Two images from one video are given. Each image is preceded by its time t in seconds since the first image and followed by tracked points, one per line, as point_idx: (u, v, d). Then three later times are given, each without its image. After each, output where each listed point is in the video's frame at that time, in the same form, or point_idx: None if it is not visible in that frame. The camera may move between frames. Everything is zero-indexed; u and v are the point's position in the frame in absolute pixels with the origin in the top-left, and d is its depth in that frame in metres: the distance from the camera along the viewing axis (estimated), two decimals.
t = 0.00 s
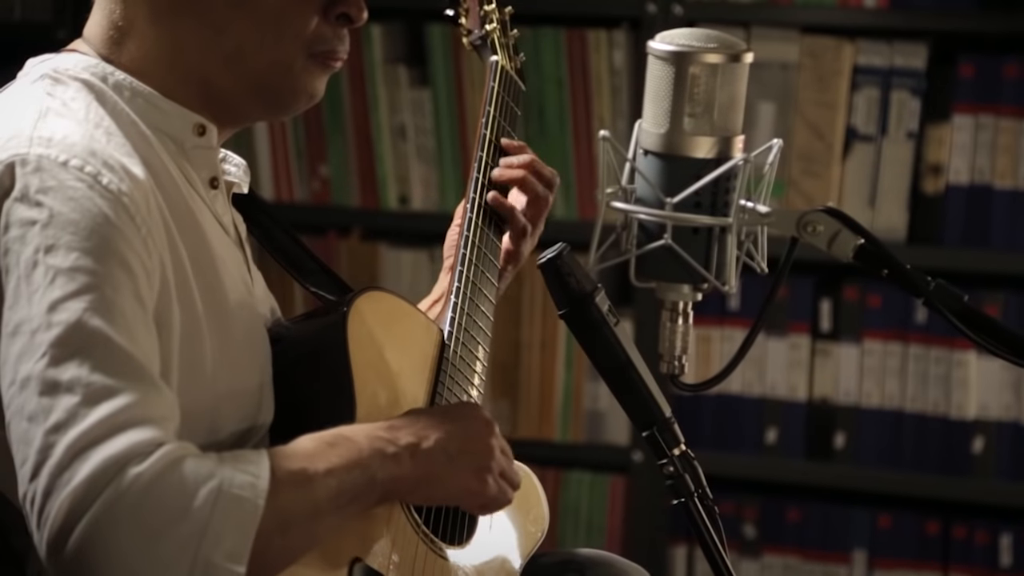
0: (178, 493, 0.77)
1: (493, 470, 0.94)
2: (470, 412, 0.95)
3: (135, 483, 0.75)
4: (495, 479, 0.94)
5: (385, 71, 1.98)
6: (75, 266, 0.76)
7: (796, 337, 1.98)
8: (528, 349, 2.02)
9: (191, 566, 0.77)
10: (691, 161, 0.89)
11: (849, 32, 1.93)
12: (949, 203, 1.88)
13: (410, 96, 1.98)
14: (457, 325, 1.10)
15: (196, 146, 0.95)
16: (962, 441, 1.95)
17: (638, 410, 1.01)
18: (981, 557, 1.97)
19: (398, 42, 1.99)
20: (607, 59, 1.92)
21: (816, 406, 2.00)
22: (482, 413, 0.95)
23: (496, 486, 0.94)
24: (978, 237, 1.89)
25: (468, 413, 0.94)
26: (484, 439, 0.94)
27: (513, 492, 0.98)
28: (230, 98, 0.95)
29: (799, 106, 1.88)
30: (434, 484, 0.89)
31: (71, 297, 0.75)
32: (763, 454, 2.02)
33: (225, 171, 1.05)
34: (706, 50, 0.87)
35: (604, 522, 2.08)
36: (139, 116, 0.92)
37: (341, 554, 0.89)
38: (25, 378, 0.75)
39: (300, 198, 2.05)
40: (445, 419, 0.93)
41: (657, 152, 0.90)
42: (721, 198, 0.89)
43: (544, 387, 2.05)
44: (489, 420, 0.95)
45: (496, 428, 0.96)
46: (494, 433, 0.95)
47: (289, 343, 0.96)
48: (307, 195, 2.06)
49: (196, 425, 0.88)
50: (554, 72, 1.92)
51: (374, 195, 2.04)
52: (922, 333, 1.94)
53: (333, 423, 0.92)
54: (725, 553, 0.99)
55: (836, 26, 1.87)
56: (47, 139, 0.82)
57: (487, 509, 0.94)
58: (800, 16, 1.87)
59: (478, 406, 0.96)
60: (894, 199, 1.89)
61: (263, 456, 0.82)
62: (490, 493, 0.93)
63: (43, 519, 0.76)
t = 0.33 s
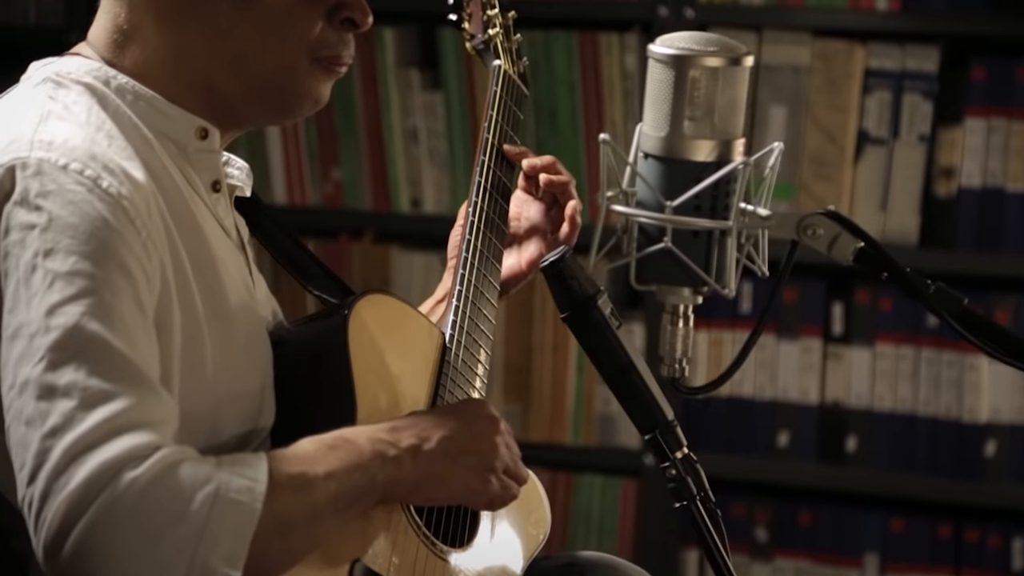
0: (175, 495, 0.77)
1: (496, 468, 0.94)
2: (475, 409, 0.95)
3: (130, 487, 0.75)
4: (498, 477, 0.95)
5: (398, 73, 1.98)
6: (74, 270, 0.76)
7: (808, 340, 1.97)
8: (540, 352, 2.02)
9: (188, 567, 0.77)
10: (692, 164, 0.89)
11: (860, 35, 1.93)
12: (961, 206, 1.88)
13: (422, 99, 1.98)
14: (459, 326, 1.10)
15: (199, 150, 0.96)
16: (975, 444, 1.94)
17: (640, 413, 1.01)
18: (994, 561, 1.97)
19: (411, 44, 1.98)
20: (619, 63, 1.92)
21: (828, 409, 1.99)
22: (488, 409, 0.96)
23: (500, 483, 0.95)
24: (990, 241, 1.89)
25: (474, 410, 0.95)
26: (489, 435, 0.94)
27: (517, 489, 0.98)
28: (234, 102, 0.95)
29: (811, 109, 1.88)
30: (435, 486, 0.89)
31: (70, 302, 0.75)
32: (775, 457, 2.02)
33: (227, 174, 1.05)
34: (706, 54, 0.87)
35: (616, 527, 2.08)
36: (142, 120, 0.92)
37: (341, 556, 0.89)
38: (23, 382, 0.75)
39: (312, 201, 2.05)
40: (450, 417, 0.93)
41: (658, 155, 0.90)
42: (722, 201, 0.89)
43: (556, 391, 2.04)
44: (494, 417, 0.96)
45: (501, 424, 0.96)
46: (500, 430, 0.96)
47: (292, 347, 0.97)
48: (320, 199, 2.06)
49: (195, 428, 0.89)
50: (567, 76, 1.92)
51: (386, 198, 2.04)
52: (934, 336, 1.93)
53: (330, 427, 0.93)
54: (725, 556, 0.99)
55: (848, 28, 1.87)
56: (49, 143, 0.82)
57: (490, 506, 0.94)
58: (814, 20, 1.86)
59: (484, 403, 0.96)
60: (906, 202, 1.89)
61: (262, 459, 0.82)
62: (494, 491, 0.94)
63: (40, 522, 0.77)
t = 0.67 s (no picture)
0: (169, 505, 0.77)
1: (497, 468, 0.94)
2: (476, 407, 0.95)
3: (123, 497, 0.76)
4: (498, 477, 0.95)
5: (409, 78, 1.98)
6: (71, 279, 0.77)
7: (820, 345, 1.97)
8: (552, 357, 2.02)
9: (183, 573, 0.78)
10: (691, 169, 0.89)
11: (872, 40, 1.92)
12: (973, 211, 1.88)
13: (434, 105, 1.98)
14: (462, 332, 1.11)
15: (201, 156, 0.96)
16: (987, 450, 1.94)
17: (642, 416, 1.01)
18: (1007, 567, 1.96)
19: (423, 50, 1.98)
20: (631, 68, 1.91)
21: (840, 414, 1.99)
22: (489, 407, 0.96)
23: (501, 481, 0.95)
24: (1003, 247, 1.88)
25: (474, 407, 0.95)
26: (489, 435, 0.94)
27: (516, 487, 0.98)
28: (236, 107, 0.95)
29: (822, 114, 1.87)
30: (435, 486, 0.90)
31: (67, 311, 0.76)
32: (787, 462, 2.02)
33: (230, 179, 1.05)
34: (706, 59, 0.87)
35: (628, 534, 2.07)
36: (145, 127, 0.92)
37: (340, 558, 0.89)
38: (21, 390, 0.76)
39: (325, 207, 2.05)
40: (452, 415, 0.93)
41: (657, 160, 0.90)
42: (721, 207, 0.89)
43: (568, 396, 2.04)
44: (496, 415, 0.96)
45: (503, 422, 0.97)
46: (502, 427, 0.96)
47: (295, 352, 0.97)
48: (332, 204, 2.05)
49: (198, 435, 0.89)
50: (578, 82, 1.92)
51: (399, 204, 2.03)
52: (946, 342, 1.93)
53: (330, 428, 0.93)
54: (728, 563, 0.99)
55: (859, 34, 1.86)
56: (49, 150, 0.83)
57: (489, 505, 0.95)
58: (825, 25, 1.85)
59: (485, 400, 0.96)
60: (918, 208, 1.89)
61: (258, 465, 0.82)
62: (494, 490, 0.94)
63: (36, 530, 0.77)
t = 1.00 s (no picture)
0: (170, 510, 0.78)
1: (494, 475, 0.94)
2: (473, 416, 0.95)
3: (124, 501, 0.76)
4: (495, 484, 0.95)
5: (422, 87, 1.96)
6: (72, 284, 0.77)
7: (832, 353, 1.94)
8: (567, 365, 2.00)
9: None
10: (693, 176, 0.89)
11: (885, 47, 1.91)
12: (986, 219, 1.86)
13: (447, 113, 1.96)
14: (464, 340, 1.11)
15: (203, 162, 0.96)
16: (1000, 457, 1.92)
17: (645, 422, 1.00)
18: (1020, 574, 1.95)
19: (438, 59, 1.97)
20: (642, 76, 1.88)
21: (853, 422, 1.96)
22: (485, 416, 0.96)
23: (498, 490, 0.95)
24: (1017, 254, 1.86)
25: (470, 418, 0.95)
26: (486, 443, 0.94)
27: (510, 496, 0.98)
28: (238, 114, 0.96)
29: (835, 122, 1.85)
30: (432, 493, 0.90)
31: (68, 316, 0.76)
32: (800, 470, 2.00)
33: (234, 187, 1.06)
34: (706, 66, 0.87)
35: (641, 541, 2.06)
36: (147, 134, 0.92)
37: (341, 563, 0.89)
38: (22, 395, 0.77)
39: (339, 216, 2.03)
40: (450, 425, 0.93)
41: (658, 168, 0.90)
42: (722, 213, 0.88)
43: (580, 403, 2.02)
44: (492, 424, 0.96)
45: (499, 432, 0.96)
46: (498, 439, 0.96)
47: (295, 358, 0.98)
48: (346, 212, 2.03)
49: (200, 441, 0.89)
50: (589, 88, 1.89)
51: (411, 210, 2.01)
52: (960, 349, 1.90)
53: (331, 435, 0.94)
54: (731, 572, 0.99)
55: (872, 40, 1.84)
56: (50, 157, 0.83)
57: (486, 512, 0.95)
58: (836, 32, 1.83)
59: (482, 410, 0.96)
60: (932, 214, 1.87)
61: (257, 471, 0.82)
62: (490, 498, 0.94)
63: (37, 534, 0.78)
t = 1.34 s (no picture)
0: (173, 520, 0.78)
1: (501, 487, 0.95)
2: (481, 428, 0.95)
3: (125, 511, 0.76)
4: (502, 497, 0.95)
5: (438, 98, 1.93)
6: (77, 295, 0.77)
7: (847, 364, 1.92)
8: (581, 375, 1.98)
9: None
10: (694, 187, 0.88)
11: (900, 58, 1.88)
12: (1002, 230, 1.82)
13: (463, 124, 1.94)
14: (472, 350, 1.12)
15: (211, 173, 0.97)
16: (1019, 470, 1.88)
17: (653, 434, 1.00)
18: None
19: (454, 70, 1.93)
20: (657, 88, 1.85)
21: (870, 433, 1.94)
22: (492, 430, 0.96)
23: (505, 502, 0.95)
24: None
25: (478, 430, 0.95)
26: (492, 455, 0.94)
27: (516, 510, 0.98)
28: (243, 125, 0.98)
29: (851, 134, 1.82)
30: (438, 503, 0.90)
31: (73, 326, 0.77)
32: (816, 481, 1.97)
33: (241, 199, 1.06)
34: (709, 78, 0.86)
35: (657, 554, 2.04)
36: (155, 145, 0.93)
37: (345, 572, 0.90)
38: (26, 406, 0.78)
39: (355, 226, 2.01)
40: (457, 436, 0.93)
41: (662, 179, 0.89)
42: (725, 225, 0.88)
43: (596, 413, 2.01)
44: (499, 438, 0.96)
45: (507, 446, 0.97)
46: (505, 451, 0.96)
47: (302, 369, 0.98)
48: (362, 223, 2.01)
49: (206, 451, 0.90)
50: (606, 101, 1.87)
51: (428, 221, 1.99)
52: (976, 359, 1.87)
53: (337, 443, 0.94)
54: None
55: (888, 51, 1.81)
56: (57, 167, 0.84)
57: (493, 525, 0.95)
58: (851, 44, 1.80)
59: (489, 423, 0.96)
60: (947, 225, 1.84)
61: (261, 480, 0.83)
62: (496, 511, 0.94)
63: (41, 543, 0.78)
